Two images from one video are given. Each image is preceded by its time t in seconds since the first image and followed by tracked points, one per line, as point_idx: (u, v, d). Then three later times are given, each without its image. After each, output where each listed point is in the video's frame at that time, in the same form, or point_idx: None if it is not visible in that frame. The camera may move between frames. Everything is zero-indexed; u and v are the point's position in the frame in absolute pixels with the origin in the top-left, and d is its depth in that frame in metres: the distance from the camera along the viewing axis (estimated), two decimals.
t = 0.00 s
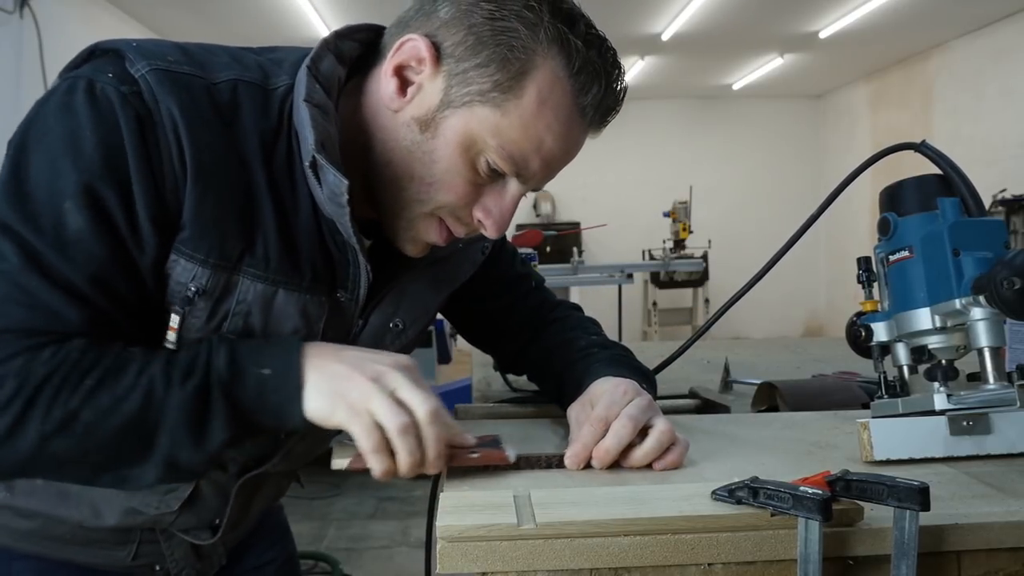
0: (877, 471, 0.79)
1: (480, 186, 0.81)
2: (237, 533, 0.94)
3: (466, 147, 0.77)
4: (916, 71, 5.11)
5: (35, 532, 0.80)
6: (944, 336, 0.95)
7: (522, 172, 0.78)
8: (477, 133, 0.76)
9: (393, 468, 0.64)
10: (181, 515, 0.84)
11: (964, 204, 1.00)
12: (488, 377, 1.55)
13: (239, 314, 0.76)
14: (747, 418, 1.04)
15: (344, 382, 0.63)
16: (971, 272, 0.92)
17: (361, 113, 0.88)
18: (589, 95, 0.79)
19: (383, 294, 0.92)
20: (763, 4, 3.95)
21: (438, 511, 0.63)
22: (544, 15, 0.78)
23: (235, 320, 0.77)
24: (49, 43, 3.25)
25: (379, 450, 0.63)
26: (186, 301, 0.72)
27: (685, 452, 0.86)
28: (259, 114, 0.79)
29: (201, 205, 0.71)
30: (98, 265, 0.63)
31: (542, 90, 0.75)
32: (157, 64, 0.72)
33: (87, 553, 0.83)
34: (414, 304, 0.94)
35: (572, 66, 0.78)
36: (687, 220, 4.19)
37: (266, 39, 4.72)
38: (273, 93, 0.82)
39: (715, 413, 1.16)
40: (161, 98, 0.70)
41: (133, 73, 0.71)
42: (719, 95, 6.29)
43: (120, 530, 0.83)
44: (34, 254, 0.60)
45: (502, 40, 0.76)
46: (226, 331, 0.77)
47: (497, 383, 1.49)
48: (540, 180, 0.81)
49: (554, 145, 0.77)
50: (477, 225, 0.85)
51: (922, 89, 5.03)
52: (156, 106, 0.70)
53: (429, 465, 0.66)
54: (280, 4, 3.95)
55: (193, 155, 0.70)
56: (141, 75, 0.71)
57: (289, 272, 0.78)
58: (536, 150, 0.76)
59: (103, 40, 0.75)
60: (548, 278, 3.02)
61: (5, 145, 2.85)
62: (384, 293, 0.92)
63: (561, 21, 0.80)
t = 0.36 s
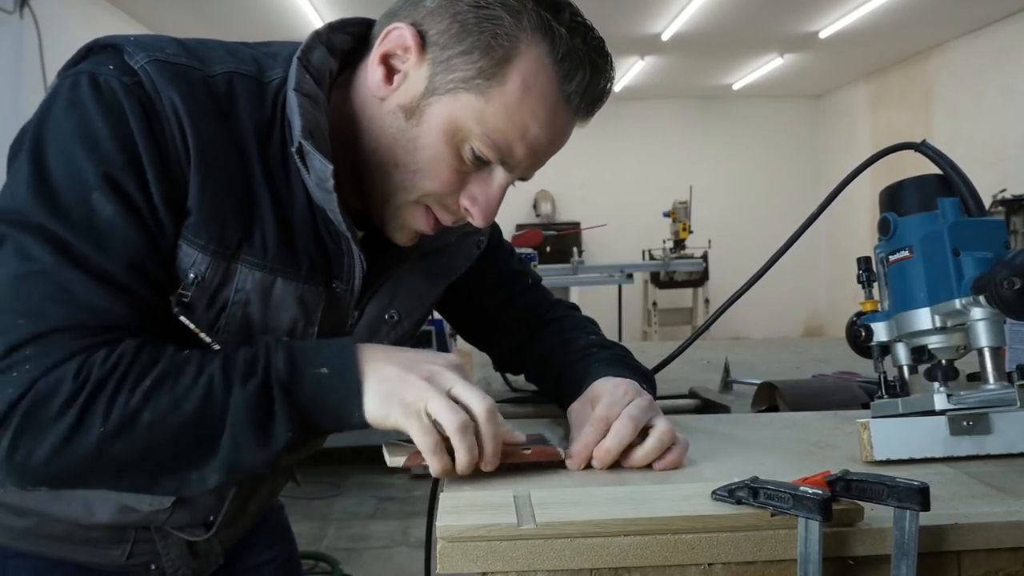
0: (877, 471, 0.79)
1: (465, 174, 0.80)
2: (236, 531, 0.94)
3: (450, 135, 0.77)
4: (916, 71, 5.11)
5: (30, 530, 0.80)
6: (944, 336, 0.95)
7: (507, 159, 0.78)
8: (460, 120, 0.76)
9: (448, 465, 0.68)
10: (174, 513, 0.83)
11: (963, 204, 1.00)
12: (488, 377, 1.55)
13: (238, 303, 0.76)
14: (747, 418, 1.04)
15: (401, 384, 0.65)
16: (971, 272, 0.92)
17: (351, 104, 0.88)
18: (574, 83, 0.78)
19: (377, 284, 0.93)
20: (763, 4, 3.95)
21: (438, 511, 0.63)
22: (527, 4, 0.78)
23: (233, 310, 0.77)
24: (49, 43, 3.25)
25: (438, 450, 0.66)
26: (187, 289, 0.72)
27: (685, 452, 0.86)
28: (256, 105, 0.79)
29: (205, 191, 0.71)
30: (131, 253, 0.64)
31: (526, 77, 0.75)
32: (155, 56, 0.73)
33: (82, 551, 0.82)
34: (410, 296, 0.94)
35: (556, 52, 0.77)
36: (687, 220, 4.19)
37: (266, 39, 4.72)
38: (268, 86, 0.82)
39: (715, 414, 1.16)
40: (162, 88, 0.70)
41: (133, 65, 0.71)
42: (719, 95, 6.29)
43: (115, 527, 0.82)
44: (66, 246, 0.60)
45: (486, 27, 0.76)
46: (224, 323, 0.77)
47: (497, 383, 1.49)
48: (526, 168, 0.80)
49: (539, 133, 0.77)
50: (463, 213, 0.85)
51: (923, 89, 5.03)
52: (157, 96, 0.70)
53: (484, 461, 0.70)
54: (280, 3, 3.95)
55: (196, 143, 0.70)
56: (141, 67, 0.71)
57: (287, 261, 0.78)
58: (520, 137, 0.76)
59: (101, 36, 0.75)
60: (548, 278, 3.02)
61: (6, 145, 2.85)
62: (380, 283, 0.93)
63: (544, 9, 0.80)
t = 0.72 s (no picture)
0: (877, 471, 0.79)
1: (471, 171, 0.81)
2: (239, 530, 0.94)
3: (455, 133, 0.78)
4: (916, 71, 5.11)
5: (40, 529, 0.80)
6: (944, 336, 0.95)
7: (511, 157, 0.78)
8: (466, 118, 0.76)
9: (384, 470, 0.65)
10: (184, 510, 0.83)
11: (964, 203, 1.00)
12: (488, 377, 1.55)
13: (244, 303, 0.76)
14: (746, 417, 1.04)
15: (337, 384, 0.64)
16: (971, 272, 0.92)
17: (359, 104, 0.88)
18: (576, 81, 0.78)
19: (385, 283, 0.91)
20: (763, 4, 3.95)
21: (438, 511, 0.63)
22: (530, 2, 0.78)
23: (240, 311, 0.77)
24: (49, 43, 3.25)
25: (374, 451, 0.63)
26: (191, 290, 0.72)
27: (685, 452, 0.86)
28: (263, 104, 0.79)
29: (207, 193, 0.71)
30: (97, 250, 0.63)
31: (529, 75, 0.75)
32: (164, 56, 0.73)
33: (87, 548, 0.83)
34: (416, 295, 0.93)
35: (559, 51, 0.77)
36: (687, 220, 4.19)
37: (266, 39, 4.72)
38: (277, 86, 0.82)
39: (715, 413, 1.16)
40: (168, 88, 0.70)
41: (141, 64, 0.71)
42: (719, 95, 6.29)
43: (124, 526, 0.83)
44: (36, 239, 0.60)
45: (489, 26, 0.76)
46: (231, 322, 0.77)
47: (497, 383, 1.49)
48: (531, 166, 0.80)
49: (542, 130, 0.77)
50: (469, 211, 0.85)
51: (923, 89, 5.03)
52: (164, 96, 0.70)
53: (424, 466, 0.66)
54: (280, 3, 3.95)
55: (202, 144, 0.71)
56: (149, 66, 0.71)
57: (293, 260, 0.78)
58: (524, 134, 0.76)
59: (109, 35, 0.75)
60: (548, 278, 3.02)
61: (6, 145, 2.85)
62: (388, 283, 0.92)
63: (547, 8, 0.79)
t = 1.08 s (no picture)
0: (877, 471, 0.79)
1: (464, 178, 0.80)
2: (239, 529, 0.94)
3: (449, 140, 0.78)
4: (916, 71, 5.11)
5: (35, 529, 0.80)
6: (944, 336, 0.95)
7: (506, 164, 0.78)
8: (460, 125, 0.76)
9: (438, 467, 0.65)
10: (178, 513, 0.84)
11: (963, 203, 1.00)
12: (488, 377, 1.55)
13: (242, 303, 0.77)
14: (748, 418, 1.04)
15: (389, 385, 0.64)
16: (971, 272, 0.92)
17: (353, 106, 0.88)
18: (573, 89, 0.78)
19: (380, 285, 0.93)
20: (763, 4, 3.95)
21: (438, 511, 0.63)
22: (527, 10, 0.78)
23: (238, 310, 0.77)
24: (49, 43, 3.25)
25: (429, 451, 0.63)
26: (194, 287, 0.73)
27: (685, 452, 0.86)
28: (260, 105, 0.79)
29: (210, 192, 0.71)
30: (133, 250, 0.64)
31: (525, 83, 0.75)
32: (161, 57, 0.73)
33: (82, 549, 0.82)
34: (412, 296, 0.94)
35: (555, 59, 0.76)
36: (687, 220, 4.19)
37: (266, 39, 4.72)
38: (271, 87, 0.82)
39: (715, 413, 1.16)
40: (168, 89, 0.70)
41: (140, 66, 0.71)
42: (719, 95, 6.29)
43: (118, 527, 0.83)
44: (70, 244, 0.60)
45: (485, 33, 0.75)
46: (229, 321, 0.77)
47: (497, 383, 1.49)
48: (525, 173, 0.80)
49: (537, 138, 0.77)
50: (462, 216, 0.85)
51: (922, 89, 5.03)
52: (164, 97, 0.70)
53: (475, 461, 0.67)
54: (280, 3, 3.95)
55: (204, 143, 0.70)
56: (148, 67, 0.71)
57: (290, 260, 0.78)
58: (519, 142, 0.76)
59: (107, 36, 0.75)
60: (548, 278, 3.02)
61: (6, 144, 2.85)
62: (383, 284, 0.93)
63: (544, 16, 0.79)
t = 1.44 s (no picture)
0: (877, 471, 0.79)
1: (469, 181, 0.81)
2: (240, 529, 0.94)
3: (454, 143, 0.78)
4: (916, 71, 5.11)
5: (43, 526, 0.80)
6: (944, 336, 0.95)
7: (510, 167, 0.78)
8: (465, 129, 0.76)
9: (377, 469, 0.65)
10: (186, 509, 0.83)
11: (964, 203, 1.00)
12: (488, 377, 1.55)
13: (243, 307, 0.76)
14: (749, 418, 1.04)
15: (332, 386, 0.64)
16: (971, 272, 0.92)
17: (357, 109, 0.88)
18: (577, 93, 0.78)
19: (384, 286, 0.92)
20: (763, 4, 3.95)
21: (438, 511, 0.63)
22: (532, 13, 0.78)
23: (240, 313, 0.76)
24: (50, 43, 3.25)
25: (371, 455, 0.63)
26: (191, 292, 0.72)
27: (686, 452, 0.86)
28: (261, 109, 0.79)
29: (206, 196, 0.71)
30: (94, 255, 0.63)
31: (529, 87, 0.75)
32: (163, 60, 0.73)
33: (89, 545, 0.83)
34: (416, 297, 0.93)
35: (560, 62, 0.77)
36: (687, 220, 4.19)
37: (266, 39, 4.72)
38: (275, 90, 0.82)
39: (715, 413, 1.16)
40: (168, 94, 0.70)
41: (140, 69, 0.71)
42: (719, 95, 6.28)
43: (126, 523, 0.82)
44: (34, 240, 0.60)
45: (490, 36, 0.76)
46: (231, 324, 0.76)
47: (497, 383, 1.49)
48: (530, 175, 0.80)
49: (541, 142, 0.77)
50: (467, 219, 0.85)
51: (923, 89, 5.03)
52: (162, 102, 0.70)
53: (422, 466, 0.66)
54: (280, 3, 3.95)
55: (199, 148, 0.71)
56: (148, 71, 0.71)
57: (293, 264, 0.78)
58: (523, 146, 0.76)
59: (109, 39, 0.75)
60: (548, 277, 3.02)
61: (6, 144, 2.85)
62: (387, 285, 0.92)
63: (548, 19, 0.79)
